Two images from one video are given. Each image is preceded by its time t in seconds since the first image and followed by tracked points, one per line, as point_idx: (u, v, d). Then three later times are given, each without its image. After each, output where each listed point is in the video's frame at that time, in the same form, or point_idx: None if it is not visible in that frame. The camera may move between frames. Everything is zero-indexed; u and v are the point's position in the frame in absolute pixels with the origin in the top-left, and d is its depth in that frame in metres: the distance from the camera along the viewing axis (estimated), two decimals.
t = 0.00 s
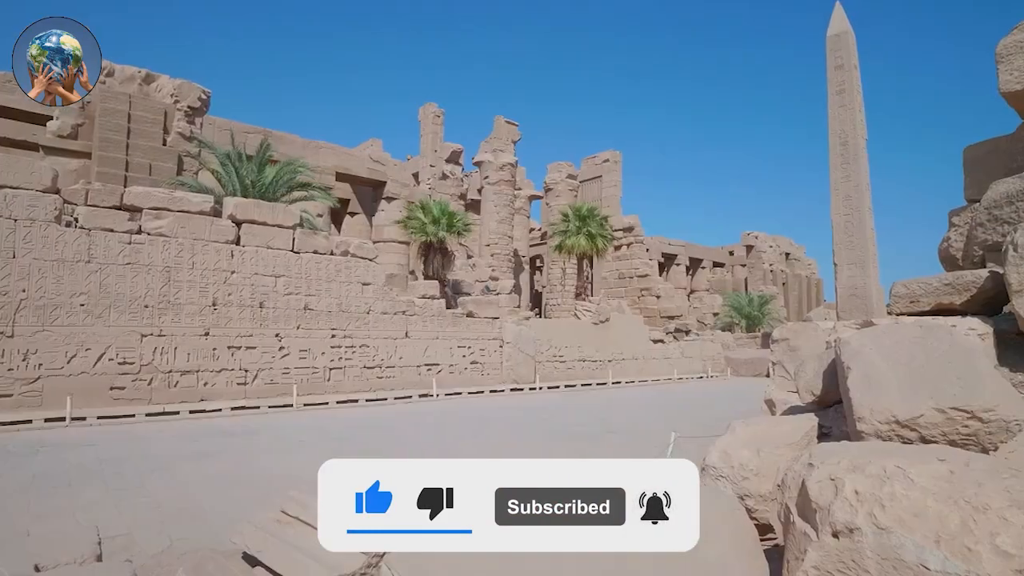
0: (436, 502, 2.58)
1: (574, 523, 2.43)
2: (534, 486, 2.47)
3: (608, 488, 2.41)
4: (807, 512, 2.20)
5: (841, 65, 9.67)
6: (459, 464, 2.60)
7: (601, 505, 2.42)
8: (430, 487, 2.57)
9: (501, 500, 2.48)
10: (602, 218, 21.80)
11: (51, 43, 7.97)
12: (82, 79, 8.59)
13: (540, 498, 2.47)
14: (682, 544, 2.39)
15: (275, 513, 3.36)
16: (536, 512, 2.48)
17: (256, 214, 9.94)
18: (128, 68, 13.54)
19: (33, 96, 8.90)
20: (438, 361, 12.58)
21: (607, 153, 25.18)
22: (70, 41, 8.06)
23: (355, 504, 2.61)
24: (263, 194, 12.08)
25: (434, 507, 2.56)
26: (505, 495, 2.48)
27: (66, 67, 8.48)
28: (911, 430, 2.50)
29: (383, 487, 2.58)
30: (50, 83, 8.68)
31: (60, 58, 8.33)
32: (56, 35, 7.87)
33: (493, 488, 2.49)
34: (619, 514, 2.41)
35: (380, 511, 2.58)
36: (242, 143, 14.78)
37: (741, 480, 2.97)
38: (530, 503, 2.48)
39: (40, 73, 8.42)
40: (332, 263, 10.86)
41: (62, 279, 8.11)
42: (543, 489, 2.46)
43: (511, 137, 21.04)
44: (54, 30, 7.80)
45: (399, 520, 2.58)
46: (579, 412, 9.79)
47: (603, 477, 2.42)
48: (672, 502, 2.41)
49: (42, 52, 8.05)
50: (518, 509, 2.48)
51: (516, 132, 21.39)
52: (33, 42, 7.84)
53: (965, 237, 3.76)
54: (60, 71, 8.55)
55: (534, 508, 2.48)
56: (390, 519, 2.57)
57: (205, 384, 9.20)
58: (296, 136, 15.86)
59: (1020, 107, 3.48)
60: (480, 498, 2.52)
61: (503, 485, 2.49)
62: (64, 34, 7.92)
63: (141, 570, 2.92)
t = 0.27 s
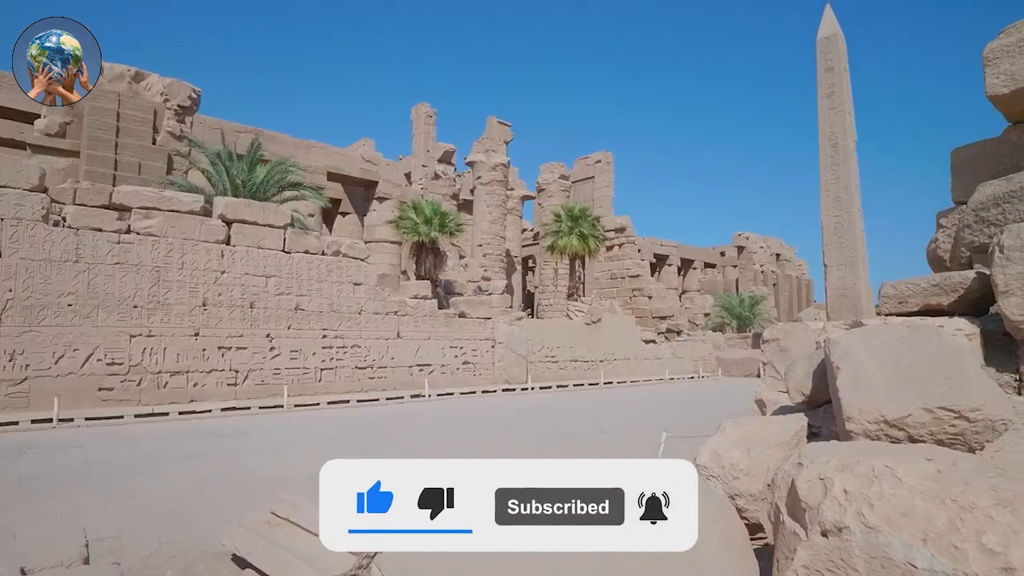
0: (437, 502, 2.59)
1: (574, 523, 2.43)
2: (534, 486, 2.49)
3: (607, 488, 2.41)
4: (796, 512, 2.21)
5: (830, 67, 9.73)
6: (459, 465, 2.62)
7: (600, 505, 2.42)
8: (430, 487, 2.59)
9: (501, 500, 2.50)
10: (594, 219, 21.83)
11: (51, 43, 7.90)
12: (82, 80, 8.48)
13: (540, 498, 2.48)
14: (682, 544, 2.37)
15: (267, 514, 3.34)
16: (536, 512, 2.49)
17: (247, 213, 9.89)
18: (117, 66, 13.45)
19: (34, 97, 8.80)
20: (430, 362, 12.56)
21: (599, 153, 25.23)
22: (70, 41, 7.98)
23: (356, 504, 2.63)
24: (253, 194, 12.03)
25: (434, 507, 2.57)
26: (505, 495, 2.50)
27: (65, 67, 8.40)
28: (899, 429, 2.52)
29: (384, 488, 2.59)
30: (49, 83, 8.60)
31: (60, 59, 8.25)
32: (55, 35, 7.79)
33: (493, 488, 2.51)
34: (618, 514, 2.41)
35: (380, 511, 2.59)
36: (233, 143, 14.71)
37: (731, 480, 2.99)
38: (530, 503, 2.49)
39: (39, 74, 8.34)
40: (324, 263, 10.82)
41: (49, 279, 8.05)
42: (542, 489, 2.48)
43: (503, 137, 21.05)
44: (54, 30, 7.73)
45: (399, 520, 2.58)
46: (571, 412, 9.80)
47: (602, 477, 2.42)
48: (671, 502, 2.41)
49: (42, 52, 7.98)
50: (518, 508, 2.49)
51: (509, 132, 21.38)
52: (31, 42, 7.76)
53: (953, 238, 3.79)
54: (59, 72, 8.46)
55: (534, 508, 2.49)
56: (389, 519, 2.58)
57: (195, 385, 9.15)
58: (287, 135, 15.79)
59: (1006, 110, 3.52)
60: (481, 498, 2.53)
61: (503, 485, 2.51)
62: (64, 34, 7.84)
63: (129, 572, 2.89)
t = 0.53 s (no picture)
0: (441, 502, 2.62)
1: (570, 522, 2.45)
2: (533, 486, 2.51)
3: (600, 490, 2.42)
4: (785, 511, 2.23)
5: (820, 70, 9.81)
6: (460, 465, 2.64)
7: (596, 505, 2.43)
8: (433, 488, 2.61)
9: (501, 501, 2.53)
10: (586, 219, 21.87)
11: (51, 43, 7.81)
12: (82, 80, 8.39)
13: (538, 498, 2.50)
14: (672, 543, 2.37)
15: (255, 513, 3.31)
16: (535, 511, 2.51)
17: (236, 213, 9.84)
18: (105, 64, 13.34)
19: (33, 96, 8.65)
20: (421, 362, 12.55)
21: (590, 154, 25.28)
22: (70, 41, 7.88)
23: (365, 503, 2.66)
24: (243, 193, 11.96)
25: (438, 507, 2.60)
26: (506, 496, 2.53)
27: (66, 68, 8.28)
28: (886, 429, 2.55)
29: (390, 489, 2.61)
30: (50, 84, 8.48)
31: (61, 59, 8.13)
32: (55, 35, 7.70)
33: (493, 488, 2.54)
34: (613, 513, 2.43)
35: (387, 511, 2.62)
36: (222, 142, 14.62)
37: (721, 480, 3.00)
38: (529, 503, 2.52)
39: (40, 74, 8.22)
40: (314, 263, 10.78)
41: (35, 278, 7.97)
42: (542, 489, 2.50)
43: (495, 137, 21.05)
44: (53, 29, 7.64)
45: (405, 519, 2.61)
46: (562, 412, 9.83)
47: (598, 477, 2.43)
48: (663, 501, 2.39)
49: (42, 52, 7.90)
50: (518, 508, 2.52)
51: (500, 132, 21.39)
52: (32, 42, 7.69)
53: (939, 240, 3.83)
54: (61, 72, 8.34)
55: (533, 508, 2.51)
56: (397, 518, 2.61)
57: (184, 386, 9.10)
58: (278, 135, 15.73)
59: (991, 113, 3.56)
60: (480, 498, 2.57)
61: (504, 486, 2.54)
62: (64, 34, 7.76)
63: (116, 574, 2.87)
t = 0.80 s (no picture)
0: (457, 502, 2.83)
1: (558, 519, 2.68)
2: (529, 487, 2.74)
3: (581, 491, 2.64)
4: (772, 510, 2.25)
5: (808, 73, 9.89)
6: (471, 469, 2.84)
7: (577, 505, 2.65)
8: (451, 491, 2.84)
9: (502, 506, 2.75)
10: (577, 220, 21.91)
11: (52, 43, 7.72)
12: (83, 80, 8.30)
13: (533, 500, 2.72)
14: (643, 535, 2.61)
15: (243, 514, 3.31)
16: (530, 510, 2.72)
17: (225, 213, 9.79)
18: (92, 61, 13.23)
19: (33, 96, 8.53)
20: (411, 363, 12.53)
21: (581, 155, 25.33)
22: (71, 42, 7.78)
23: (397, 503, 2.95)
24: (232, 193, 11.88)
25: (454, 506, 2.82)
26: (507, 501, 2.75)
27: (65, 67, 8.17)
28: (872, 429, 2.58)
29: (418, 493, 2.90)
30: (49, 83, 8.38)
31: (60, 59, 8.03)
32: (56, 35, 7.61)
33: (494, 492, 2.76)
34: (591, 511, 2.66)
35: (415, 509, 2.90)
36: (211, 140, 14.53)
37: (710, 480, 3.02)
38: (525, 503, 2.73)
39: (40, 74, 8.10)
40: (304, 263, 10.74)
41: (20, 278, 7.89)
42: (536, 490, 2.73)
43: (486, 138, 21.05)
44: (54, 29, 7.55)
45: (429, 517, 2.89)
46: (552, 413, 9.84)
47: (580, 480, 2.65)
48: (631, 501, 2.65)
49: (42, 52, 7.80)
50: (517, 507, 2.74)
51: (491, 133, 21.38)
52: (32, 42, 7.59)
53: (924, 242, 3.88)
54: (59, 72, 8.22)
55: (529, 507, 2.72)
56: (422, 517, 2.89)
57: (171, 387, 9.04)
58: (267, 134, 15.66)
59: (976, 117, 3.61)
60: (486, 499, 2.78)
61: (504, 489, 2.78)
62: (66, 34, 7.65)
63: None
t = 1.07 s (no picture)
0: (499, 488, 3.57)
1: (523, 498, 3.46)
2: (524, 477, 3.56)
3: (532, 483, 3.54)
4: (761, 508, 2.27)
5: (798, 74, 9.96)
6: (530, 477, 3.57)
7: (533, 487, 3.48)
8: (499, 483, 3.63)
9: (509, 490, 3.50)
10: (569, 220, 21.95)
11: (52, 43, 7.66)
12: (83, 80, 8.23)
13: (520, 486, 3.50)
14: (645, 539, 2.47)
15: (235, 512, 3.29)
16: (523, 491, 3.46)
17: (215, 212, 9.74)
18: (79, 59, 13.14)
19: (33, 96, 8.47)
20: (403, 363, 12.51)
21: (573, 155, 25.37)
22: (71, 42, 7.72)
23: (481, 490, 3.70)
24: (222, 191, 11.82)
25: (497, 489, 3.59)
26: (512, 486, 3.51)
27: (65, 67, 8.09)
28: (860, 427, 2.61)
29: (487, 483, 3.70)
30: (50, 83, 8.30)
31: (60, 59, 7.94)
32: (56, 35, 7.55)
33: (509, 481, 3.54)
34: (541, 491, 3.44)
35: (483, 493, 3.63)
36: (200, 139, 14.44)
37: (700, 478, 3.04)
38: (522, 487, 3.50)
39: (40, 74, 8.02)
40: (295, 262, 10.70)
41: (6, 277, 7.83)
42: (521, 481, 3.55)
43: (478, 137, 21.04)
44: (54, 29, 7.50)
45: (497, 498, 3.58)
46: (544, 413, 9.85)
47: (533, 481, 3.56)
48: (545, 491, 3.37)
49: (42, 52, 7.73)
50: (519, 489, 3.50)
51: (483, 133, 21.36)
52: (32, 42, 7.53)
53: (912, 243, 3.92)
54: (60, 72, 8.14)
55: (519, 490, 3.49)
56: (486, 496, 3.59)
57: (161, 387, 8.98)
58: (257, 133, 15.59)
59: (963, 120, 3.65)
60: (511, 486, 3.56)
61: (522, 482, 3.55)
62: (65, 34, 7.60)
63: None
